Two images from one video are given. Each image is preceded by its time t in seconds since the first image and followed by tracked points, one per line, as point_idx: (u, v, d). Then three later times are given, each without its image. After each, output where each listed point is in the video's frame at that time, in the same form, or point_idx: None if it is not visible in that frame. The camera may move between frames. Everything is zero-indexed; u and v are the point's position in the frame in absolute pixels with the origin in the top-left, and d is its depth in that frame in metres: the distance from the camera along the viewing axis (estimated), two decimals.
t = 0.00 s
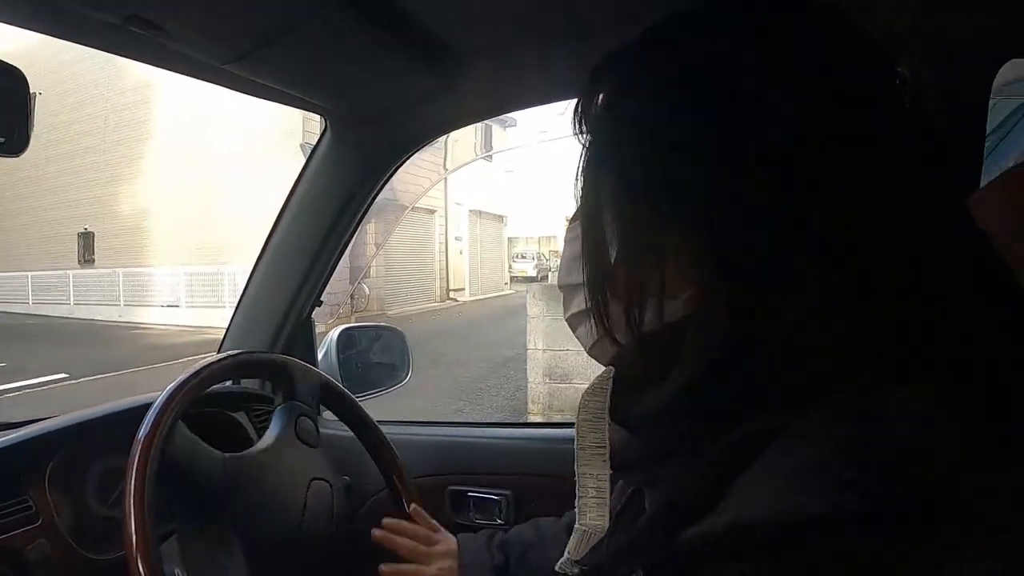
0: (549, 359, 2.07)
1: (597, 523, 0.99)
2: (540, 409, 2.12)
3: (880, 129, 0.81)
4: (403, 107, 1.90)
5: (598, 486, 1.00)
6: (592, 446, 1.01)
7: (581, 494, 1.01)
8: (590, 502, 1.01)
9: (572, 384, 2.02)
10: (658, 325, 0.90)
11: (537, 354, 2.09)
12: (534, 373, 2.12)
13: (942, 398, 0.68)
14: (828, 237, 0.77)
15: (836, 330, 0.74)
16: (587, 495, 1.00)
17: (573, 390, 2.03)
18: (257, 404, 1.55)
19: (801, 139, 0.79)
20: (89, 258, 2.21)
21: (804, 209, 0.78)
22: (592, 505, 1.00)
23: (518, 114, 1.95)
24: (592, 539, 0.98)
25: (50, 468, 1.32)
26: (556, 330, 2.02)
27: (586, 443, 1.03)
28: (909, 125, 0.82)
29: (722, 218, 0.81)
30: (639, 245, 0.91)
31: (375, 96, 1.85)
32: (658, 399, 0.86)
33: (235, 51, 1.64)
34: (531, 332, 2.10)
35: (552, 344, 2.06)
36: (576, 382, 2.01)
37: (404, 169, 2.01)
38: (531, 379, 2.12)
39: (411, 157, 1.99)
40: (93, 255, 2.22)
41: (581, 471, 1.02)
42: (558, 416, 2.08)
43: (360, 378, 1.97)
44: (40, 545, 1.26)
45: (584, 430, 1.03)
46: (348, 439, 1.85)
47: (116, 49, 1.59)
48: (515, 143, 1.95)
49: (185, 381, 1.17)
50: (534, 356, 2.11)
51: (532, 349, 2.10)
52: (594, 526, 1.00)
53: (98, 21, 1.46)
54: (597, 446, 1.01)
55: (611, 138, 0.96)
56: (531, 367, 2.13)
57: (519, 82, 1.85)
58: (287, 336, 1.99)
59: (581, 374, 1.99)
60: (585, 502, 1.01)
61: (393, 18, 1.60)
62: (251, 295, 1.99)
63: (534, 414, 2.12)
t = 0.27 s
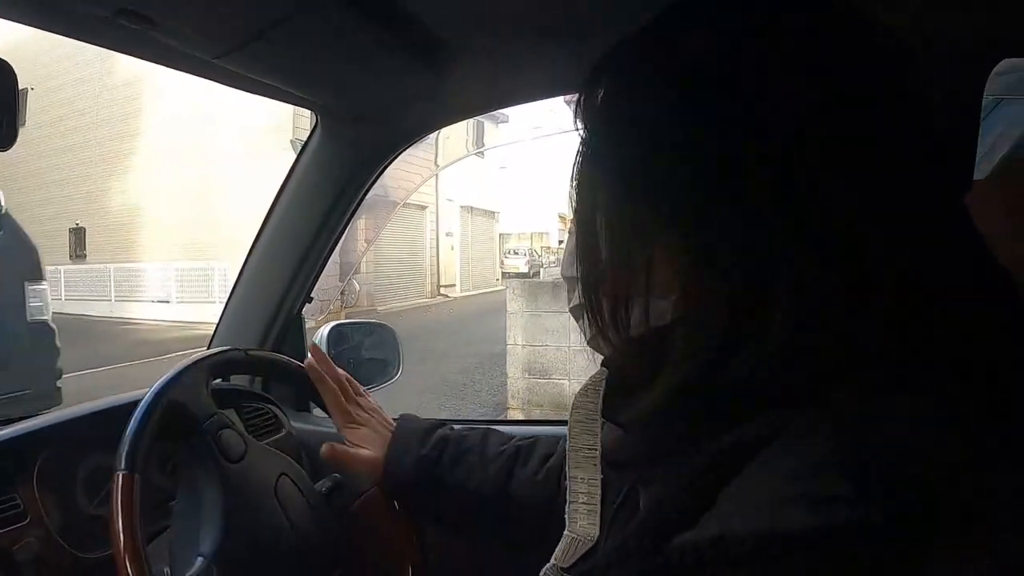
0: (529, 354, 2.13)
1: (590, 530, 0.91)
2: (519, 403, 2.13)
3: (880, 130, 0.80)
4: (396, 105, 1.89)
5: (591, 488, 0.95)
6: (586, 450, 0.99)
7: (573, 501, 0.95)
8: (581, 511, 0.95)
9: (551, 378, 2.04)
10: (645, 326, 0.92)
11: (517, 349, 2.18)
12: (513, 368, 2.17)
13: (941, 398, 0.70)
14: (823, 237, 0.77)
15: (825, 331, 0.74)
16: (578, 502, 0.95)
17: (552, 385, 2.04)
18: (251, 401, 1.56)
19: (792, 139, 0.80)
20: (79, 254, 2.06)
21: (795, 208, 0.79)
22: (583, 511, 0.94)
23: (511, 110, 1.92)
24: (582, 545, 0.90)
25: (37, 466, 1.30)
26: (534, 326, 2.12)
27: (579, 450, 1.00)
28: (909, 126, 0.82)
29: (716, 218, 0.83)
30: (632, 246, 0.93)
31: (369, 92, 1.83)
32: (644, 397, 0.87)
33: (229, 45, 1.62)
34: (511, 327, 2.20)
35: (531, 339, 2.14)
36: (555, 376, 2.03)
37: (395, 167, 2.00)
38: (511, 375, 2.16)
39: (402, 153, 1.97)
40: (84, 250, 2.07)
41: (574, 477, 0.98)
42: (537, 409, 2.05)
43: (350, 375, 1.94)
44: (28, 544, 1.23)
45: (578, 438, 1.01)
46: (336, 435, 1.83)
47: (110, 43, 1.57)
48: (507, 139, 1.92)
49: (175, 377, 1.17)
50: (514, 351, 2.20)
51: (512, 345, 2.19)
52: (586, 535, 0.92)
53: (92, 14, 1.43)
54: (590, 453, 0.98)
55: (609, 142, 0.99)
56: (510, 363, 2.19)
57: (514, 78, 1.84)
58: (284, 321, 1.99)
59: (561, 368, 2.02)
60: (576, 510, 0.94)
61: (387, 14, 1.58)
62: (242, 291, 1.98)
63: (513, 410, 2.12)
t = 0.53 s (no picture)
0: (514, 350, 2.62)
1: (586, 520, 0.95)
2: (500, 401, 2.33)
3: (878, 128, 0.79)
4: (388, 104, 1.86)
5: (589, 478, 0.98)
6: (586, 438, 1.01)
7: (569, 490, 0.98)
8: (577, 499, 0.98)
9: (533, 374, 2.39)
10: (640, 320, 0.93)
11: (500, 349, 2.72)
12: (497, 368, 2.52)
13: (939, 399, 0.71)
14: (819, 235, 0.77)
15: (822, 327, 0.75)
16: (575, 490, 0.98)
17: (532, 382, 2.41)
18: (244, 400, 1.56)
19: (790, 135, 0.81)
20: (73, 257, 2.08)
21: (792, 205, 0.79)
22: (581, 500, 0.97)
23: (504, 110, 1.99)
24: (581, 534, 0.93)
25: (28, 467, 1.30)
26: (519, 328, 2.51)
27: (577, 436, 1.02)
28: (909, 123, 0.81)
29: (715, 214, 0.84)
30: (629, 243, 0.95)
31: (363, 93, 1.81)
32: (644, 391, 0.88)
33: (223, 46, 1.60)
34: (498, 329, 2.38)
35: (515, 339, 2.71)
36: (537, 374, 2.39)
37: (388, 163, 2.00)
38: (494, 373, 2.56)
39: (395, 151, 1.98)
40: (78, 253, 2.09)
41: (571, 464, 1.00)
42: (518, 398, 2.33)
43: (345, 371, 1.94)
44: (18, 544, 1.24)
45: (576, 424, 1.03)
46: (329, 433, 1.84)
47: (101, 44, 1.55)
48: (501, 137, 2.02)
49: (168, 376, 1.17)
50: (497, 350, 2.73)
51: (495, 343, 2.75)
52: (583, 521, 0.96)
53: (81, 14, 1.41)
54: (589, 440, 1.00)
55: (604, 142, 1.01)
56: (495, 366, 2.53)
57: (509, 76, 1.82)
58: (274, 318, 1.96)
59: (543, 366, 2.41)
60: (573, 498, 0.98)
61: (381, 14, 1.57)
62: (233, 290, 1.96)
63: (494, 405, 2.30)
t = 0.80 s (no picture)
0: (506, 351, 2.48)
1: (590, 514, 0.96)
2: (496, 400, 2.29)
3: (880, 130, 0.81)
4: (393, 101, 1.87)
5: (593, 473, 0.97)
6: (591, 433, 0.98)
7: (575, 483, 0.98)
8: (581, 493, 0.98)
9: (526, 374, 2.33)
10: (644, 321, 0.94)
11: (494, 349, 2.53)
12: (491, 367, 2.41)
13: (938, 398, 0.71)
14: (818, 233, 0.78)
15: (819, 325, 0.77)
16: (580, 484, 0.97)
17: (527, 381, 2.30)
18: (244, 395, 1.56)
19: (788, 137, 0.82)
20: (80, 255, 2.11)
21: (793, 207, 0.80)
22: (585, 494, 0.97)
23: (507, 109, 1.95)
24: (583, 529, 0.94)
25: (34, 459, 1.31)
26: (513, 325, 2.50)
27: (582, 430, 0.99)
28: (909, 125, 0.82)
29: (713, 216, 0.84)
30: (627, 244, 0.95)
31: (369, 89, 1.82)
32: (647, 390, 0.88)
33: (232, 39, 1.61)
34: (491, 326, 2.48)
35: (509, 339, 2.53)
36: (531, 373, 2.34)
37: (394, 162, 1.98)
38: (488, 372, 2.41)
39: (401, 150, 1.96)
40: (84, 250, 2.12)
41: (575, 458, 0.98)
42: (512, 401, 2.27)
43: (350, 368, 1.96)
44: (23, 536, 1.26)
45: (583, 417, 0.98)
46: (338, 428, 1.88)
47: (111, 35, 1.57)
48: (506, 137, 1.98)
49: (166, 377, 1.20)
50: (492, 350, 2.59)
51: (489, 343, 2.58)
52: (586, 516, 0.97)
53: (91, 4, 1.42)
54: (595, 435, 0.97)
55: (607, 140, 1.00)
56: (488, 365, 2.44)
57: (515, 76, 1.83)
58: (279, 319, 1.97)
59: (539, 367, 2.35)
60: (577, 492, 0.97)
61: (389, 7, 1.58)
62: (239, 288, 1.97)
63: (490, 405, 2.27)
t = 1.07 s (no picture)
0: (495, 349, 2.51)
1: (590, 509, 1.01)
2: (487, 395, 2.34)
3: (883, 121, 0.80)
4: (397, 97, 1.87)
5: (596, 470, 1.02)
6: (595, 431, 1.02)
7: (578, 479, 1.02)
8: (584, 488, 1.02)
9: (516, 374, 2.38)
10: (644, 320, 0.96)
11: (484, 349, 2.53)
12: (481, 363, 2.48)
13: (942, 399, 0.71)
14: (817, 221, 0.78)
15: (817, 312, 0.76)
16: (583, 481, 1.02)
17: (518, 380, 2.36)
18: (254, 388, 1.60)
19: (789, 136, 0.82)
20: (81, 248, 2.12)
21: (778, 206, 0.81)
22: (587, 491, 1.01)
23: (508, 110, 1.97)
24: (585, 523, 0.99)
25: (34, 453, 1.30)
26: (503, 321, 2.61)
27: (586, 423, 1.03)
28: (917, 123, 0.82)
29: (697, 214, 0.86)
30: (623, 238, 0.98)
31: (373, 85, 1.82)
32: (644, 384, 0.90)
33: (238, 34, 1.61)
34: (480, 327, 2.61)
35: (498, 336, 2.58)
36: (521, 373, 2.40)
37: (397, 161, 1.99)
38: (477, 370, 2.43)
39: (402, 150, 1.98)
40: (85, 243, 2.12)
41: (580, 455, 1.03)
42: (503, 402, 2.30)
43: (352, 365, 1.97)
44: (21, 529, 1.24)
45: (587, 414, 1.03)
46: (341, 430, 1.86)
47: (116, 27, 1.56)
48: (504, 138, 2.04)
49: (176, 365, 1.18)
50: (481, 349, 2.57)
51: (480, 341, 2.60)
52: (589, 511, 1.01)
53: None
54: (599, 432, 1.02)
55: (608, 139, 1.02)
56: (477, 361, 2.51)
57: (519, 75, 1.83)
58: (283, 311, 1.96)
59: (527, 366, 2.40)
60: (580, 488, 1.02)
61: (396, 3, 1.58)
62: (239, 285, 1.96)
63: (483, 403, 2.28)
